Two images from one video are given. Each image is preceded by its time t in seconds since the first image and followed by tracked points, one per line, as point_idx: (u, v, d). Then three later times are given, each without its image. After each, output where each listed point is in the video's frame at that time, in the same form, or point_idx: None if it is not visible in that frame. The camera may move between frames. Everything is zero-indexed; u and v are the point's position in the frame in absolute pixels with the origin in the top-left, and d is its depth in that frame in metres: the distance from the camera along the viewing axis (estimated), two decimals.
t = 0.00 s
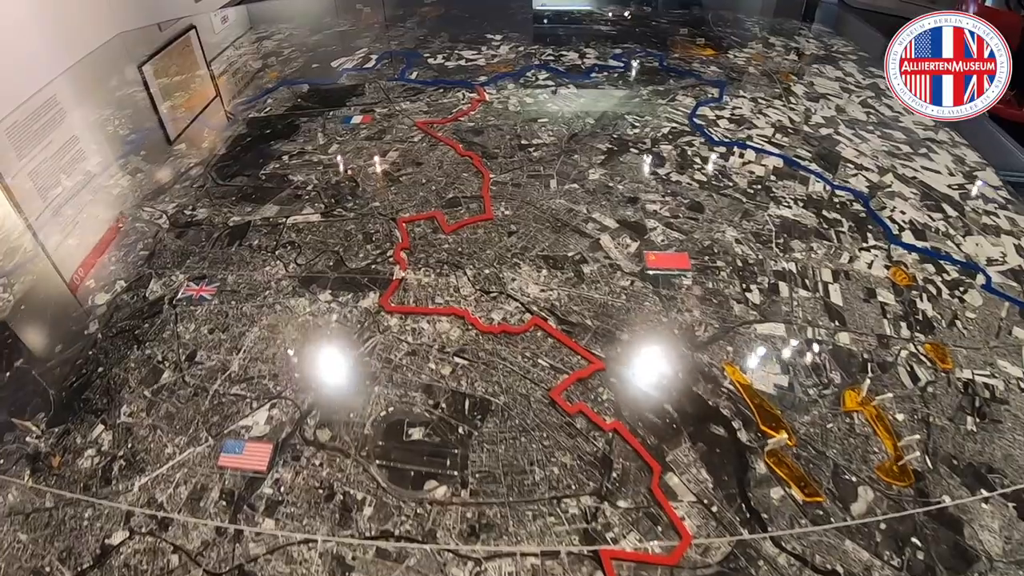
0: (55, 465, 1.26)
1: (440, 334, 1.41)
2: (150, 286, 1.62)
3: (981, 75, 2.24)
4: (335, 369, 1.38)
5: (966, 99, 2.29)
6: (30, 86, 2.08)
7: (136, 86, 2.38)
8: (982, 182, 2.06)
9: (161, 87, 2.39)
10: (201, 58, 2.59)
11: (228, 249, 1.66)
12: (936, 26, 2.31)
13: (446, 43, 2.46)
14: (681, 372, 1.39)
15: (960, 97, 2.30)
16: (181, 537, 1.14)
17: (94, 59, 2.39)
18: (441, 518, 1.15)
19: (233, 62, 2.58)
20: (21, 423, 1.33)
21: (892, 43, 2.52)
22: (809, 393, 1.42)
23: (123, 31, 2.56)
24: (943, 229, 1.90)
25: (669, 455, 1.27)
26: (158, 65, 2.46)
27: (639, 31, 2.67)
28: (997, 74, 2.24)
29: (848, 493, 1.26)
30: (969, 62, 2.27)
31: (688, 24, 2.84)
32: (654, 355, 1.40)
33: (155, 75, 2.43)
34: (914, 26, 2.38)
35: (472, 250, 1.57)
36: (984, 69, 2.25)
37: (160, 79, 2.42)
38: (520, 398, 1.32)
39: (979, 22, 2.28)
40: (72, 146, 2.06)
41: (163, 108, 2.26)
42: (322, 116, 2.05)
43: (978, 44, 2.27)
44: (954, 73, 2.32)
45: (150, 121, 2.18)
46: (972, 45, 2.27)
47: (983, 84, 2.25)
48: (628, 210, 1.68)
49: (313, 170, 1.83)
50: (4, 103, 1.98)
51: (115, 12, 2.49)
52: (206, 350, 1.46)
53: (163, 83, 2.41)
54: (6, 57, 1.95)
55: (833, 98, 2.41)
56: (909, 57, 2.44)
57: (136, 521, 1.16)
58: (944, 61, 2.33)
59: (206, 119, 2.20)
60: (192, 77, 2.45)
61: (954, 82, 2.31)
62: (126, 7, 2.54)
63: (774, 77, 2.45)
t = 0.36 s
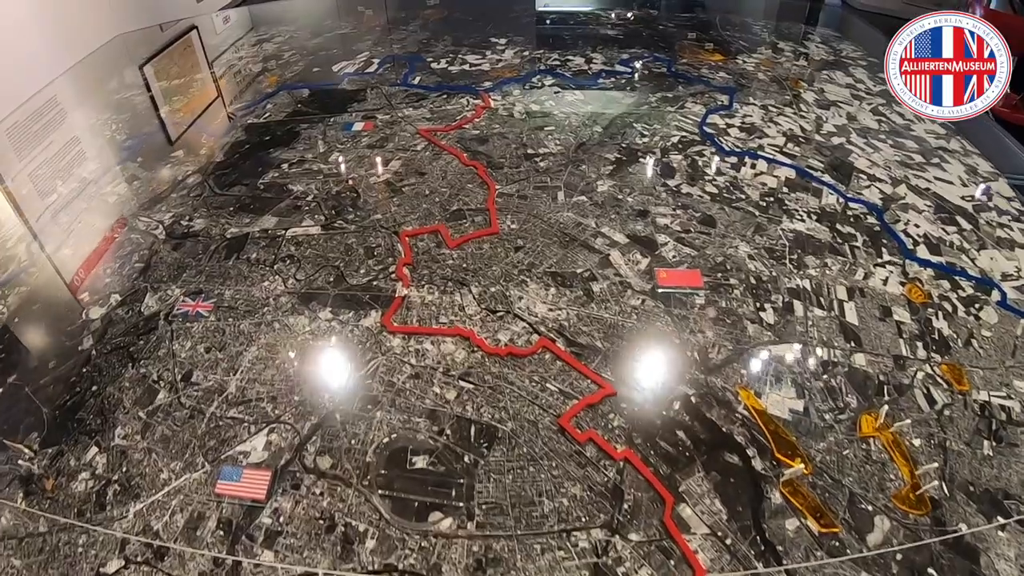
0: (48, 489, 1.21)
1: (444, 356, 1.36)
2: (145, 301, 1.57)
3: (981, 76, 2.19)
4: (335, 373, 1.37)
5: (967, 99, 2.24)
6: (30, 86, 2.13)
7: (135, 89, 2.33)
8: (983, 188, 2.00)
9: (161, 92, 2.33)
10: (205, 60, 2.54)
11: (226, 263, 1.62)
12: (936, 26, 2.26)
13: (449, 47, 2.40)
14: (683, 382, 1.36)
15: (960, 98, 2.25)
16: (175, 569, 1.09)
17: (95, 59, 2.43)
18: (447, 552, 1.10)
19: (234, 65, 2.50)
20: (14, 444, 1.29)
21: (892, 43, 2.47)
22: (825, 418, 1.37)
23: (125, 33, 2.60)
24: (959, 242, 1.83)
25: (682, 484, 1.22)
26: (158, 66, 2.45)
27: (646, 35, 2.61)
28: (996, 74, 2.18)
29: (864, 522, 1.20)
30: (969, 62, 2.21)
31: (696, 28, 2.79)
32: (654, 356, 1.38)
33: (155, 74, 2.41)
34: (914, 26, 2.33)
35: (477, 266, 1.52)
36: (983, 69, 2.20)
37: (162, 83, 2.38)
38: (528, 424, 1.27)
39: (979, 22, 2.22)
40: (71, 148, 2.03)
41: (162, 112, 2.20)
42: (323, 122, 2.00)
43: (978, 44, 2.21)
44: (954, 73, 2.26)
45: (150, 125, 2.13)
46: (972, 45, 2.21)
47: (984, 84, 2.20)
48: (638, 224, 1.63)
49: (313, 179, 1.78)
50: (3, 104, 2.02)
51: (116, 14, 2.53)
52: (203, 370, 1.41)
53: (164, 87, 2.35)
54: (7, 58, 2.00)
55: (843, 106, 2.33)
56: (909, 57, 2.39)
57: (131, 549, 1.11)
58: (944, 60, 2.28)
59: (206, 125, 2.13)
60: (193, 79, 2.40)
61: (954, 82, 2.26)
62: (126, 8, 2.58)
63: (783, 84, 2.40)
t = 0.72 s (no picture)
0: (39, 511, 1.17)
1: (444, 377, 1.32)
2: (137, 315, 1.52)
3: (981, 76, 2.15)
4: (334, 376, 1.35)
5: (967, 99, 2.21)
6: (30, 86, 1.97)
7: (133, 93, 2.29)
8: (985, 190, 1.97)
9: (158, 95, 2.28)
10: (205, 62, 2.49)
11: (219, 275, 1.58)
12: (936, 26, 2.22)
13: (449, 51, 2.35)
14: (689, 398, 1.32)
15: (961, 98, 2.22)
16: None
17: (96, 60, 2.31)
18: None
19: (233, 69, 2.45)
20: (3, 465, 1.25)
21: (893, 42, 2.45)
22: (835, 441, 1.32)
23: (126, 38, 2.48)
24: (969, 253, 1.77)
25: (690, 512, 1.17)
26: (158, 67, 2.40)
27: (649, 38, 2.55)
28: (997, 74, 2.14)
29: (876, 549, 1.15)
30: (969, 62, 2.17)
31: (700, 30, 2.74)
32: (658, 356, 1.37)
33: (155, 76, 2.37)
34: (914, 26, 2.31)
35: (477, 281, 1.47)
36: (984, 69, 2.15)
37: (162, 86, 2.33)
38: (530, 449, 1.23)
39: (979, 22, 2.17)
40: (71, 152, 1.98)
41: (158, 117, 2.16)
42: (320, 129, 1.95)
43: (978, 44, 2.15)
44: (954, 73, 2.23)
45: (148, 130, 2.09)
46: (972, 45, 2.16)
47: (983, 84, 2.16)
48: (643, 236, 1.58)
49: (308, 189, 1.73)
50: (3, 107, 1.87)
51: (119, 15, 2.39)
52: (195, 389, 1.36)
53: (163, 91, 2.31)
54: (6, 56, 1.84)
55: (851, 111, 2.28)
56: (909, 56, 2.37)
57: None
58: (944, 60, 2.25)
59: (200, 132, 2.08)
60: (191, 83, 2.35)
61: (954, 82, 2.23)
62: (130, 11, 2.44)
63: (789, 88, 2.34)
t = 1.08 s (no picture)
0: (30, 544, 1.11)
1: (447, 409, 1.26)
2: (127, 337, 1.46)
3: (980, 76, 2.13)
4: (332, 382, 1.32)
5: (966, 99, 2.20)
6: (30, 87, 2.02)
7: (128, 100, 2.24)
8: (988, 188, 1.95)
9: (154, 101, 2.24)
10: (205, 68, 2.44)
11: (212, 296, 1.51)
12: (936, 26, 2.24)
13: (449, 57, 2.28)
14: (702, 430, 1.27)
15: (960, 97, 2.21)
16: None
17: (95, 62, 2.31)
18: None
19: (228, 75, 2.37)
20: None
21: (894, 43, 2.46)
22: (852, 472, 1.25)
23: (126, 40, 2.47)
24: (984, 269, 1.71)
25: (704, 552, 1.10)
26: (156, 70, 2.39)
27: (654, 44, 2.49)
28: (997, 74, 2.11)
29: None
30: (969, 62, 2.15)
31: (705, 35, 2.67)
32: (656, 358, 1.35)
33: (152, 80, 2.34)
34: (915, 26, 2.32)
35: (481, 304, 1.41)
36: (983, 69, 2.13)
37: (159, 91, 2.30)
38: (537, 487, 1.17)
39: (979, 22, 2.15)
40: (68, 155, 1.98)
41: (150, 126, 2.09)
42: (316, 138, 1.88)
43: (978, 44, 2.14)
44: (954, 73, 2.22)
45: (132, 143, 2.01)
46: (972, 45, 2.15)
47: (983, 84, 2.14)
48: (653, 255, 1.52)
49: (304, 203, 1.67)
50: None
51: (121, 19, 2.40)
52: (187, 419, 1.29)
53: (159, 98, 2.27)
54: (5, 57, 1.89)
55: (860, 119, 2.20)
56: (909, 56, 2.37)
57: None
58: (944, 60, 2.25)
59: (193, 143, 2.00)
60: (188, 88, 2.30)
61: (954, 82, 2.23)
62: (130, 13, 2.45)
63: (798, 95, 2.27)
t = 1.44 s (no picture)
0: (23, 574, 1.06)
1: (457, 436, 1.21)
2: (121, 355, 1.40)
3: (981, 75, 2.11)
4: (333, 383, 1.30)
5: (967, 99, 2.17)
6: (30, 87, 1.95)
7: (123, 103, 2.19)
8: (989, 189, 1.92)
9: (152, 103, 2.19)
10: (205, 69, 2.38)
11: (210, 313, 1.46)
12: (936, 26, 2.19)
13: (452, 60, 2.22)
14: (720, 457, 1.22)
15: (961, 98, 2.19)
16: None
17: (94, 62, 2.22)
18: None
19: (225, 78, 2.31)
20: None
21: (893, 42, 2.41)
22: (873, 498, 1.20)
23: (125, 40, 2.37)
24: (1001, 282, 1.64)
25: None
26: (156, 69, 2.34)
27: (662, 47, 2.43)
28: (997, 74, 2.10)
29: None
30: (969, 62, 2.13)
31: (713, 38, 2.62)
32: (654, 358, 1.33)
33: (152, 80, 2.29)
34: (915, 26, 2.27)
35: (489, 324, 1.36)
36: (983, 69, 2.11)
37: (158, 93, 2.25)
38: (550, 518, 1.11)
39: (979, 22, 2.14)
40: (67, 156, 1.95)
41: (147, 130, 2.04)
42: (316, 145, 1.83)
43: (978, 44, 2.12)
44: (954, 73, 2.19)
45: (126, 150, 1.95)
46: (972, 45, 2.13)
47: (983, 84, 2.12)
48: (667, 270, 1.47)
49: (304, 214, 1.62)
50: None
51: (122, 19, 2.31)
52: (185, 443, 1.23)
53: (157, 100, 2.22)
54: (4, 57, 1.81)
55: (872, 125, 2.14)
56: (909, 56, 2.32)
57: None
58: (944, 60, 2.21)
59: (189, 148, 1.93)
60: (187, 89, 2.26)
61: (954, 82, 2.19)
62: (132, 12, 2.35)
63: (809, 101, 2.22)
